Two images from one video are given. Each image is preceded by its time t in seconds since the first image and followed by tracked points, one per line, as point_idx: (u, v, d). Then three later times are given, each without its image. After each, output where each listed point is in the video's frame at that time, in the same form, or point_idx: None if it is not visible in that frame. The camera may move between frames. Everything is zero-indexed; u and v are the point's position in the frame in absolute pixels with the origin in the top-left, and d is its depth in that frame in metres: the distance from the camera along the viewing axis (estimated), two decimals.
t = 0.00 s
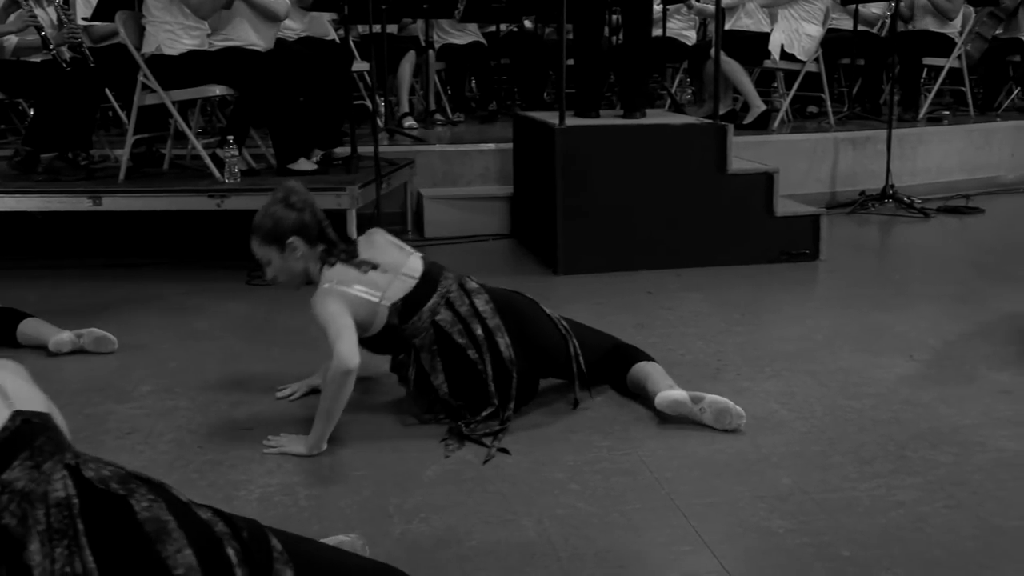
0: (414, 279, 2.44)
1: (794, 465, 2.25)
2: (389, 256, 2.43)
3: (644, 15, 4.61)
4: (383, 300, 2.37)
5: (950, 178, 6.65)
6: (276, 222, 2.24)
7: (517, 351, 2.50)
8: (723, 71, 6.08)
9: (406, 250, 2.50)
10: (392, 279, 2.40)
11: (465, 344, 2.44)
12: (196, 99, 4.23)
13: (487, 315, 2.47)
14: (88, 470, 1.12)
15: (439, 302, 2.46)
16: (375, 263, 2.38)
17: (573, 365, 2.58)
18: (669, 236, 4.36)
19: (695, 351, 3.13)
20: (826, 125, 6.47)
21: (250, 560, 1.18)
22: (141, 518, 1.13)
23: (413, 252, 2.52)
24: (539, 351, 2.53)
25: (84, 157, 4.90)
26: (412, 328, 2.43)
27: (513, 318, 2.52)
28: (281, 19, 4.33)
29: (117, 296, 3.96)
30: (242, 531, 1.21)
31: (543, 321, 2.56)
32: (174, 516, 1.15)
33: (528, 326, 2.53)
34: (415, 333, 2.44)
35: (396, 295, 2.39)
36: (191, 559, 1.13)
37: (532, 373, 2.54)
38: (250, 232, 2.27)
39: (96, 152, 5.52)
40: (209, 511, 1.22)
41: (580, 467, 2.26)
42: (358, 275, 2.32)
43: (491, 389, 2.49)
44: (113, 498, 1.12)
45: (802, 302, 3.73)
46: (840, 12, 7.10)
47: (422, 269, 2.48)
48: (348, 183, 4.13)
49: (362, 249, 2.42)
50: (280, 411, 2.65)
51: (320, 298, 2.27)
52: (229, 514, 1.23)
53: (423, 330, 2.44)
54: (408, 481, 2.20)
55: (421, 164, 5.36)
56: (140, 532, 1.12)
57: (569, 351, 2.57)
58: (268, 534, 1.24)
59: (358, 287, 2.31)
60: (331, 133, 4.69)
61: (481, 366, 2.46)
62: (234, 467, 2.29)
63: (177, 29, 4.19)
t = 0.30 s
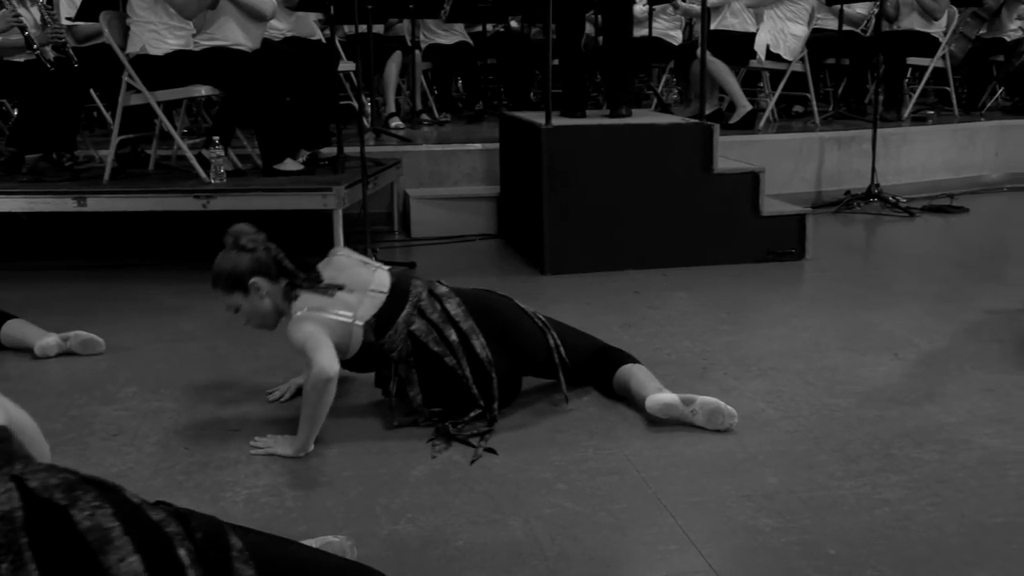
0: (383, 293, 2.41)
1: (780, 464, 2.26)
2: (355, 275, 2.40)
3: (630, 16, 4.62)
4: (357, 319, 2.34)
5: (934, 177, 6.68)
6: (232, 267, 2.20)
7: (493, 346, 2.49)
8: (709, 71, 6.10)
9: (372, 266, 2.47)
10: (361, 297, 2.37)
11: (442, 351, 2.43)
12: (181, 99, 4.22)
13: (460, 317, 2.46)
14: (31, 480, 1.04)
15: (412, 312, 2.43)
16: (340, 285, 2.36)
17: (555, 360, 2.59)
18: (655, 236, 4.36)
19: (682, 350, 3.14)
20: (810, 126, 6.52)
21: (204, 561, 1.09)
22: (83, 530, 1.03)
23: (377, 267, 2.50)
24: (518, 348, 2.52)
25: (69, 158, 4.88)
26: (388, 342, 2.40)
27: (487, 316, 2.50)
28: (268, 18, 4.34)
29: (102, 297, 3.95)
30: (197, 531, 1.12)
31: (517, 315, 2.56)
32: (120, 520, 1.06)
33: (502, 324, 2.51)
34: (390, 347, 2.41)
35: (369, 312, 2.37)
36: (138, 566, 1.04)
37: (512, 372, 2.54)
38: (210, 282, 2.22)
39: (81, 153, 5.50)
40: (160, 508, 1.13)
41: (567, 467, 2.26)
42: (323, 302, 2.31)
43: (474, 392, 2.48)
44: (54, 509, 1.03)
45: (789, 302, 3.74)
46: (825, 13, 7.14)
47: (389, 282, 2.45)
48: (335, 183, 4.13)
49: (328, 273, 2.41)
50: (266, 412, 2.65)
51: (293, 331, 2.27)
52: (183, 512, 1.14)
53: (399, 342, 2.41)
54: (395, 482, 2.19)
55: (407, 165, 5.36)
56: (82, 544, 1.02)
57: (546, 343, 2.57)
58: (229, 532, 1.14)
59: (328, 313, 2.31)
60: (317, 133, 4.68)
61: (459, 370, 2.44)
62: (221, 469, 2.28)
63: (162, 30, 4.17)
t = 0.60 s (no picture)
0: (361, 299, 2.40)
1: (768, 463, 2.26)
2: (331, 284, 2.39)
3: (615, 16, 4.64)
4: (334, 328, 2.34)
5: (920, 176, 6.72)
6: (207, 285, 2.22)
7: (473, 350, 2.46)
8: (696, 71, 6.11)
9: (350, 271, 2.46)
10: (338, 307, 2.36)
11: (420, 359, 2.42)
12: (168, 100, 4.21)
13: (438, 321, 2.44)
14: None
15: (389, 319, 2.41)
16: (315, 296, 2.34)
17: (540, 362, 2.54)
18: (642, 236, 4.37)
19: (670, 350, 3.14)
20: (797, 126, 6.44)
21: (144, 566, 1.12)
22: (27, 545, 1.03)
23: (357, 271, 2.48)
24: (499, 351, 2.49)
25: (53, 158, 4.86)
26: (367, 351, 2.40)
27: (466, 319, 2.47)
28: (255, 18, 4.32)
29: (88, 298, 3.93)
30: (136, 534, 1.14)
31: (497, 317, 2.52)
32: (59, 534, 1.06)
33: (482, 327, 2.48)
34: (368, 357, 2.41)
35: (346, 322, 2.36)
36: None
37: (495, 373, 2.51)
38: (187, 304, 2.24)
39: (66, 154, 5.48)
40: (102, 514, 1.14)
41: (555, 467, 2.26)
42: (298, 314, 2.31)
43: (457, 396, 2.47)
44: None
45: (776, 301, 3.75)
46: (811, 13, 7.16)
47: (366, 287, 2.43)
48: (322, 184, 4.12)
49: (303, 282, 2.39)
50: (253, 413, 2.64)
51: (273, 343, 2.27)
52: (124, 514, 1.16)
53: (378, 350, 2.40)
54: (384, 483, 2.19)
55: (395, 165, 5.35)
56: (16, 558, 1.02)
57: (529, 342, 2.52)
58: (172, 534, 1.16)
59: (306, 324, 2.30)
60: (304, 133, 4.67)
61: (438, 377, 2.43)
62: (208, 470, 2.27)
63: (147, 29, 4.15)
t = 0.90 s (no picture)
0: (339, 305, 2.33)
1: (757, 462, 2.27)
2: (308, 289, 2.32)
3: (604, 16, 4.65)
4: (310, 337, 2.28)
5: (908, 176, 6.74)
6: (187, 287, 2.20)
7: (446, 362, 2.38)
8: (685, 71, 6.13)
9: (332, 274, 2.39)
10: (314, 315, 2.30)
11: (394, 371, 2.37)
12: (156, 100, 4.19)
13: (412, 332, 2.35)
14: None
15: (363, 331, 2.34)
16: (292, 301, 2.29)
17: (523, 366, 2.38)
18: (632, 236, 4.37)
19: (659, 349, 3.15)
20: (786, 125, 6.49)
21: None
22: None
23: (342, 270, 2.42)
24: (473, 363, 2.37)
25: (41, 159, 4.84)
26: (345, 360, 2.36)
27: (442, 327, 2.36)
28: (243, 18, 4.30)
29: (77, 299, 3.92)
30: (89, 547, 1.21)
31: (477, 320, 2.36)
32: None
33: (458, 335, 2.35)
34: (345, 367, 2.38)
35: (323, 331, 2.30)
36: None
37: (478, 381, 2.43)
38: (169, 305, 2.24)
39: (54, 154, 5.45)
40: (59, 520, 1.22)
41: (545, 467, 2.26)
42: (274, 321, 2.26)
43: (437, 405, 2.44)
44: None
45: (765, 300, 3.76)
46: (800, 13, 7.19)
47: (346, 293, 2.36)
48: (311, 184, 4.11)
49: (281, 285, 2.34)
50: (242, 414, 2.63)
51: (253, 349, 2.24)
52: (84, 522, 1.24)
53: (355, 361, 2.36)
54: (373, 483, 2.19)
55: (385, 165, 5.35)
56: None
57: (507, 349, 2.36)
58: (127, 546, 1.21)
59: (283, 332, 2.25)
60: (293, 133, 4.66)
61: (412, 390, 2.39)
62: (197, 471, 2.27)
63: (136, 30, 4.14)
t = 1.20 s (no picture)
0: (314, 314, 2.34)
1: (744, 461, 2.27)
2: (284, 295, 2.33)
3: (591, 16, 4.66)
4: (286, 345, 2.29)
5: (894, 175, 6.76)
6: (168, 288, 2.18)
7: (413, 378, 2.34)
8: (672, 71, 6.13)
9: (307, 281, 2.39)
10: (288, 324, 2.30)
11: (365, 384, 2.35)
12: (142, 100, 4.18)
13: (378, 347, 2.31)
14: None
15: (333, 344, 2.33)
16: (269, 308, 2.29)
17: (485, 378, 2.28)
18: (619, 236, 4.38)
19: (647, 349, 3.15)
20: (773, 125, 6.49)
21: None
22: None
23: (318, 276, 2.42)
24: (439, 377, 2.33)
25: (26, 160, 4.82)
26: (319, 371, 2.37)
27: (408, 341, 2.30)
28: (230, 17, 4.26)
29: (63, 300, 3.90)
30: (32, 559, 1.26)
31: (440, 333, 2.28)
32: None
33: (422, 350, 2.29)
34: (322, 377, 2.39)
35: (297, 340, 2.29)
36: None
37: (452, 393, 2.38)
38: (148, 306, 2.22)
39: (39, 155, 5.42)
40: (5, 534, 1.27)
41: (533, 467, 2.27)
42: (249, 328, 2.26)
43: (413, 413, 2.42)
44: None
45: (752, 300, 3.77)
46: (787, 13, 7.21)
47: (320, 301, 2.37)
48: (299, 184, 4.10)
49: (258, 290, 2.34)
50: (230, 416, 2.62)
51: (232, 355, 2.23)
52: (28, 531, 1.28)
53: (329, 373, 2.36)
54: (361, 484, 2.18)
55: (373, 165, 5.34)
56: None
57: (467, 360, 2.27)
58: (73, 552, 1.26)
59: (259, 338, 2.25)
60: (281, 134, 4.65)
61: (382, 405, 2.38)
62: (184, 472, 2.26)
63: (121, 30, 4.11)
